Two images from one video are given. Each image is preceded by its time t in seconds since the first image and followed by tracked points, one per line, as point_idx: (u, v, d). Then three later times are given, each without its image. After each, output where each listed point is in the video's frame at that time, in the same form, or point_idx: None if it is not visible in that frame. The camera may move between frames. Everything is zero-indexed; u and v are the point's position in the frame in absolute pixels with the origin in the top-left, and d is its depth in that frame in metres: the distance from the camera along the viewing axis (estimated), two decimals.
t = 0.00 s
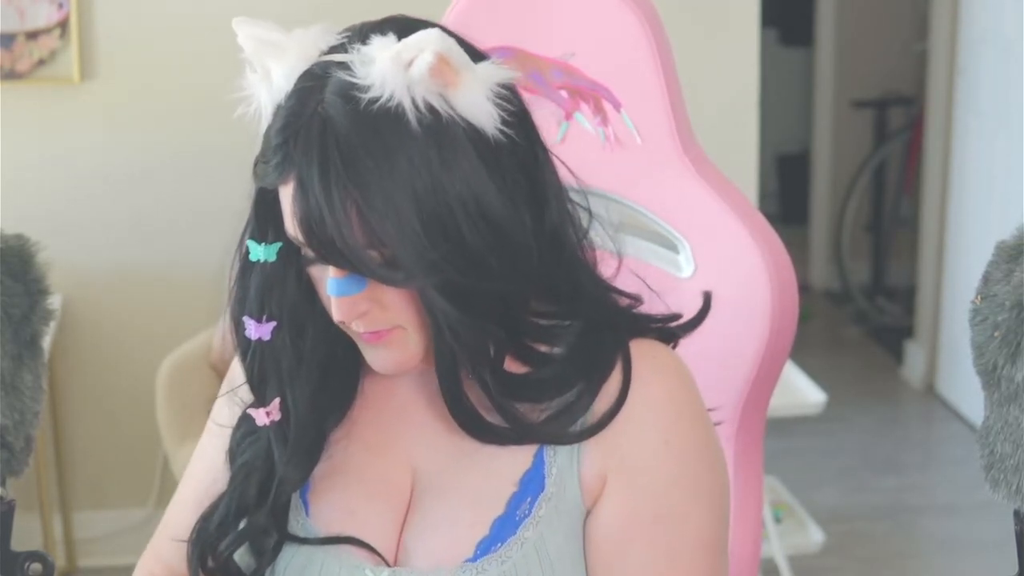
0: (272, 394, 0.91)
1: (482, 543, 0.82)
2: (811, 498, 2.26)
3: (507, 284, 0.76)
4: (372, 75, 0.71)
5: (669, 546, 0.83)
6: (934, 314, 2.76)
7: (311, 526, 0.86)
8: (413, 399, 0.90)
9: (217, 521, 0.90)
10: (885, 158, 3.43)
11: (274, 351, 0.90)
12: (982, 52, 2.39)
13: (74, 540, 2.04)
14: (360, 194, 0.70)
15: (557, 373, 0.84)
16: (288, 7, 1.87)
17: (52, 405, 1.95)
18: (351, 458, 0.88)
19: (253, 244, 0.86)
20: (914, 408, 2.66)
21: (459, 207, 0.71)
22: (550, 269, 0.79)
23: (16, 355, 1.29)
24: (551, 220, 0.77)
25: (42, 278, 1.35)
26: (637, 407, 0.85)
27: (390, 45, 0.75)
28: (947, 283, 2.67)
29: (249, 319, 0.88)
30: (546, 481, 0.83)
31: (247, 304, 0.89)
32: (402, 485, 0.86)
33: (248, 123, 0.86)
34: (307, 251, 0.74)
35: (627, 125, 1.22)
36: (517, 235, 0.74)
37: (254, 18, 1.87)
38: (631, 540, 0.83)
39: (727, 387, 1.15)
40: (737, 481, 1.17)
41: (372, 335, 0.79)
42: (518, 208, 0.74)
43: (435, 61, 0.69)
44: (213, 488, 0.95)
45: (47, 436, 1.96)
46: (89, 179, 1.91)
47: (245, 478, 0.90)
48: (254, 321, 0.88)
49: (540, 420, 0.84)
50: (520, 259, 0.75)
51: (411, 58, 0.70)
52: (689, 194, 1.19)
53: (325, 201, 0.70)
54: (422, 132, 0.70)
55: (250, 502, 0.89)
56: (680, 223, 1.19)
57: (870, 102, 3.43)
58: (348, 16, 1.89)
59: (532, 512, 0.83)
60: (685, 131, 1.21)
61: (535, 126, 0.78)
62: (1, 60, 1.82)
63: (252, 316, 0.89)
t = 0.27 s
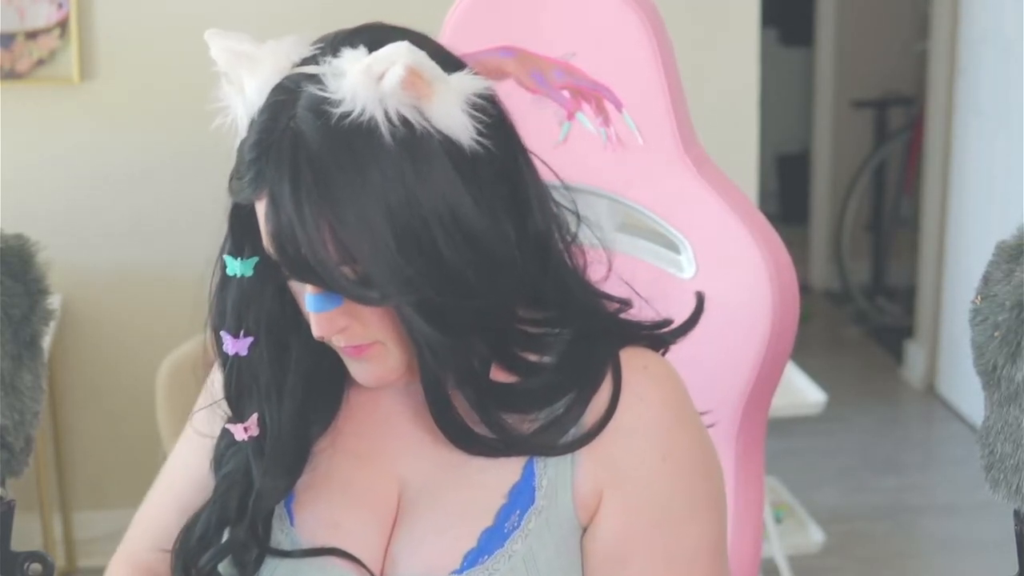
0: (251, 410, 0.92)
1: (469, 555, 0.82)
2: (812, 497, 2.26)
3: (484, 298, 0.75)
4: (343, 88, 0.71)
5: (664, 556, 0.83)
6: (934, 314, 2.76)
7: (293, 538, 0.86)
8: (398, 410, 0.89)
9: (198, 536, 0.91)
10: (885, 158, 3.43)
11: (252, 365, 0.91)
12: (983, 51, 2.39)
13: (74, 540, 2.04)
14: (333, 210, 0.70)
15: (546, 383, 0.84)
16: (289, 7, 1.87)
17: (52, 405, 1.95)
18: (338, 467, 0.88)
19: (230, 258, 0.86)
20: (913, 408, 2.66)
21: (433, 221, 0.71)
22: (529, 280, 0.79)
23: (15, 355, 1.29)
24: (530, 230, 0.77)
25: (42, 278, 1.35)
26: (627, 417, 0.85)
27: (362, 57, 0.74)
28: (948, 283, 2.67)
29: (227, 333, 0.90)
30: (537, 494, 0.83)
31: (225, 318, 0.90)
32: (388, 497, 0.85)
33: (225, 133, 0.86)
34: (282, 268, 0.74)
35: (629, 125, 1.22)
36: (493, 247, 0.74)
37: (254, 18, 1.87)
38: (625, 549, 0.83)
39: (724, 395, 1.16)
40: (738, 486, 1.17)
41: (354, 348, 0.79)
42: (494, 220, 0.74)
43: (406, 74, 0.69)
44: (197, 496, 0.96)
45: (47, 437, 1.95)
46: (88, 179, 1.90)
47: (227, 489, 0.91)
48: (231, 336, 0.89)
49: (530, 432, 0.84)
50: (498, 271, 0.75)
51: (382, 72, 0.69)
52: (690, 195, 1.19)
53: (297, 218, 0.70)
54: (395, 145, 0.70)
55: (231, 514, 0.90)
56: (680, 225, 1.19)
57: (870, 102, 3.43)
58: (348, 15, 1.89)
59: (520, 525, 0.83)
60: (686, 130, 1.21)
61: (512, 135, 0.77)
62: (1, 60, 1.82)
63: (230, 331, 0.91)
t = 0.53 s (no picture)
0: (241, 416, 0.92)
1: (464, 559, 0.82)
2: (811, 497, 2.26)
3: (473, 305, 0.75)
4: (328, 95, 0.71)
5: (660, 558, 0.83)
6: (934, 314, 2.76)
7: (287, 540, 0.86)
8: (389, 413, 0.89)
9: (189, 538, 0.91)
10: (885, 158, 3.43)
11: (243, 370, 0.91)
12: (983, 51, 2.39)
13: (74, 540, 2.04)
14: (318, 218, 0.70)
15: (541, 387, 0.84)
16: (288, 7, 1.87)
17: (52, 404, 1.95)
18: (330, 468, 0.88)
19: (220, 264, 0.87)
20: (914, 408, 2.66)
21: (419, 228, 0.71)
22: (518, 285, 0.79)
23: (15, 355, 1.29)
24: (518, 234, 0.77)
25: (42, 278, 1.35)
26: (622, 419, 0.85)
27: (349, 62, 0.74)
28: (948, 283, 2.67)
29: (217, 339, 0.90)
30: (531, 498, 0.83)
31: (215, 322, 0.91)
32: (382, 500, 0.85)
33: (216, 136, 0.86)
34: (272, 274, 0.75)
35: (630, 126, 1.22)
36: (481, 253, 0.74)
37: (254, 18, 1.87)
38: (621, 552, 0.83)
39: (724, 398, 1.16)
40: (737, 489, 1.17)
41: (344, 354, 0.80)
42: (482, 226, 0.74)
43: (390, 81, 0.69)
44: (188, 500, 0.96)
45: (47, 437, 1.96)
46: (87, 179, 1.90)
47: (218, 492, 0.91)
48: (220, 342, 0.90)
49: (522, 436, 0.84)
50: (486, 277, 0.75)
51: (367, 79, 0.69)
52: (689, 194, 1.19)
53: (282, 224, 0.70)
54: (380, 152, 0.70)
55: (221, 517, 0.89)
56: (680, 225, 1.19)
57: (871, 102, 3.43)
58: (347, 16, 1.89)
59: (516, 529, 0.82)
60: (687, 130, 1.21)
61: (500, 139, 0.77)
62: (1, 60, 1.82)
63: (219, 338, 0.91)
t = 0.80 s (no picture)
0: (238, 407, 0.92)
1: (457, 551, 0.81)
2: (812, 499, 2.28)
3: (475, 293, 0.76)
4: (334, 83, 0.70)
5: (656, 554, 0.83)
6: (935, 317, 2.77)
7: (281, 535, 0.85)
8: (385, 407, 0.89)
9: (184, 531, 0.90)
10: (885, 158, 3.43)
11: (242, 361, 0.91)
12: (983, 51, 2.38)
13: (74, 541, 2.02)
14: (324, 205, 0.69)
15: (535, 382, 0.85)
16: (288, 6, 1.87)
17: (52, 404, 1.94)
18: (324, 464, 0.88)
19: (223, 254, 0.86)
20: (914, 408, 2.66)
21: (425, 215, 0.71)
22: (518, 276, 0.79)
23: (15, 355, 1.27)
24: (520, 224, 0.77)
25: (42, 276, 1.33)
26: (616, 416, 0.85)
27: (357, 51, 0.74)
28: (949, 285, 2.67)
29: (217, 328, 0.89)
30: (525, 491, 0.83)
31: (216, 313, 0.90)
32: (375, 496, 0.85)
33: (218, 132, 0.86)
34: (275, 262, 0.74)
35: (630, 125, 1.22)
36: (483, 242, 0.74)
37: (253, 17, 1.87)
38: (617, 548, 0.83)
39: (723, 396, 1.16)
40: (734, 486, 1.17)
41: (347, 344, 0.80)
42: (485, 214, 0.74)
43: (397, 70, 0.69)
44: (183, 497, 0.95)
45: (46, 437, 1.95)
46: (88, 179, 1.90)
47: (213, 487, 0.90)
48: (221, 331, 0.89)
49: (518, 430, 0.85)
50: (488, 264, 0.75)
51: (373, 68, 0.69)
52: (689, 194, 1.19)
53: (288, 211, 0.70)
54: (387, 140, 0.70)
55: (215, 512, 0.89)
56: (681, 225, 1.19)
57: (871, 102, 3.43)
58: (347, 15, 1.88)
59: (509, 522, 0.82)
60: (686, 130, 1.21)
61: (501, 130, 0.77)
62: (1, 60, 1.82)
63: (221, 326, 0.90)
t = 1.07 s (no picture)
0: (241, 392, 0.92)
1: (458, 540, 0.81)
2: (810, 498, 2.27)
3: (478, 284, 0.76)
4: (344, 70, 0.71)
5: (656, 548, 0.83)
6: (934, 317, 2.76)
7: (281, 525, 0.86)
8: (385, 398, 0.89)
9: (185, 518, 0.90)
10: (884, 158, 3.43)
11: (245, 347, 0.90)
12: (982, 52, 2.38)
13: (74, 541, 2.03)
14: (331, 188, 0.70)
15: (535, 375, 0.84)
16: (287, 6, 1.87)
17: (52, 404, 1.94)
18: (322, 460, 0.88)
19: (228, 240, 0.86)
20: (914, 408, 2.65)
21: (429, 203, 0.71)
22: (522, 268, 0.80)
23: (15, 355, 1.27)
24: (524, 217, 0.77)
25: (42, 276, 1.32)
26: (614, 411, 0.84)
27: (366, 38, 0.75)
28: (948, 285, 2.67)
29: (221, 314, 0.89)
30: (525, 481, 0.83)
31: (221, 299, 0.90)
32: (374, 488, 0.85)
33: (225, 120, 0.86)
34: (280, 246, 0.74)
35: (630, 125, 1.22)
36: (487, 232, 0.74)
37: (253, 17, 1.87)
38: (616, 543, 0.83)
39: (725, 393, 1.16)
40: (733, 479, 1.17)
41: (347, 332, 0.79)
42: (490, 206, 0.74)
43: (405, 55, 0.69)
44: (186, 486, 0.96)
45: (46, 437, 1.95)
46: (88, 178, 1.90)
47: (214, 475, 0.91)
48: (225, 317, 0.88)
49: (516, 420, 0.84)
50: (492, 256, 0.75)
51: (382, 54, 0.70)
52: (689, 194, 1.19)
53: (294, 194, 0.70)
54: (393, 126, 0.70)
55: (216, 499, 0.90)
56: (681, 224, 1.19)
57: (870, 102, 3.43)
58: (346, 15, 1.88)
59: (509, 511, 0.82)
60: (686, 130, 1.22)
61: (507, 123, 0.77)
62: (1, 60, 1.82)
63: (226, 311, 0.89)
